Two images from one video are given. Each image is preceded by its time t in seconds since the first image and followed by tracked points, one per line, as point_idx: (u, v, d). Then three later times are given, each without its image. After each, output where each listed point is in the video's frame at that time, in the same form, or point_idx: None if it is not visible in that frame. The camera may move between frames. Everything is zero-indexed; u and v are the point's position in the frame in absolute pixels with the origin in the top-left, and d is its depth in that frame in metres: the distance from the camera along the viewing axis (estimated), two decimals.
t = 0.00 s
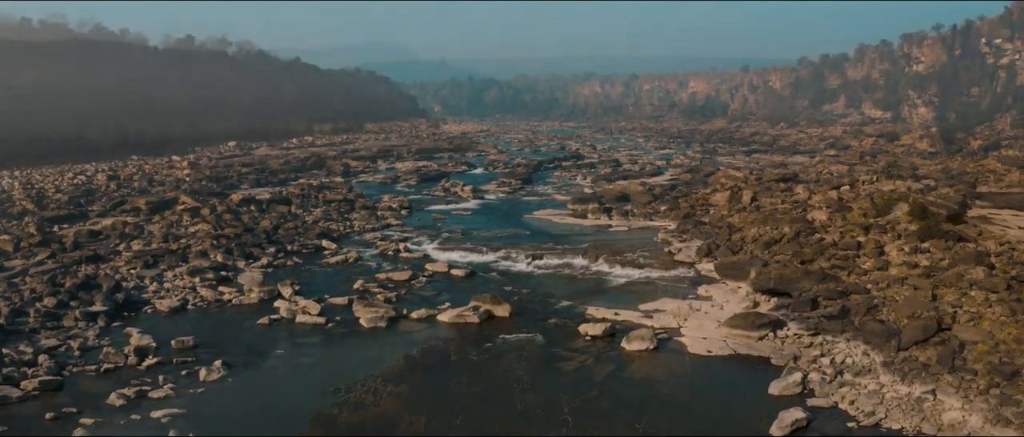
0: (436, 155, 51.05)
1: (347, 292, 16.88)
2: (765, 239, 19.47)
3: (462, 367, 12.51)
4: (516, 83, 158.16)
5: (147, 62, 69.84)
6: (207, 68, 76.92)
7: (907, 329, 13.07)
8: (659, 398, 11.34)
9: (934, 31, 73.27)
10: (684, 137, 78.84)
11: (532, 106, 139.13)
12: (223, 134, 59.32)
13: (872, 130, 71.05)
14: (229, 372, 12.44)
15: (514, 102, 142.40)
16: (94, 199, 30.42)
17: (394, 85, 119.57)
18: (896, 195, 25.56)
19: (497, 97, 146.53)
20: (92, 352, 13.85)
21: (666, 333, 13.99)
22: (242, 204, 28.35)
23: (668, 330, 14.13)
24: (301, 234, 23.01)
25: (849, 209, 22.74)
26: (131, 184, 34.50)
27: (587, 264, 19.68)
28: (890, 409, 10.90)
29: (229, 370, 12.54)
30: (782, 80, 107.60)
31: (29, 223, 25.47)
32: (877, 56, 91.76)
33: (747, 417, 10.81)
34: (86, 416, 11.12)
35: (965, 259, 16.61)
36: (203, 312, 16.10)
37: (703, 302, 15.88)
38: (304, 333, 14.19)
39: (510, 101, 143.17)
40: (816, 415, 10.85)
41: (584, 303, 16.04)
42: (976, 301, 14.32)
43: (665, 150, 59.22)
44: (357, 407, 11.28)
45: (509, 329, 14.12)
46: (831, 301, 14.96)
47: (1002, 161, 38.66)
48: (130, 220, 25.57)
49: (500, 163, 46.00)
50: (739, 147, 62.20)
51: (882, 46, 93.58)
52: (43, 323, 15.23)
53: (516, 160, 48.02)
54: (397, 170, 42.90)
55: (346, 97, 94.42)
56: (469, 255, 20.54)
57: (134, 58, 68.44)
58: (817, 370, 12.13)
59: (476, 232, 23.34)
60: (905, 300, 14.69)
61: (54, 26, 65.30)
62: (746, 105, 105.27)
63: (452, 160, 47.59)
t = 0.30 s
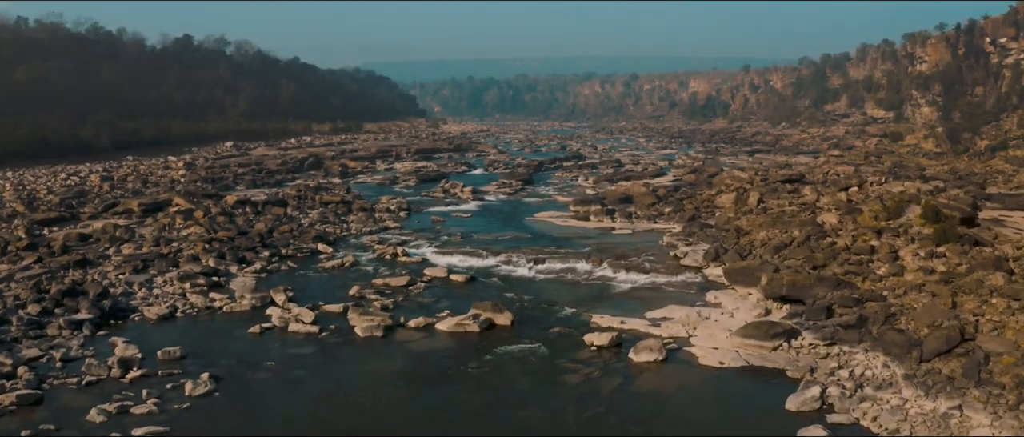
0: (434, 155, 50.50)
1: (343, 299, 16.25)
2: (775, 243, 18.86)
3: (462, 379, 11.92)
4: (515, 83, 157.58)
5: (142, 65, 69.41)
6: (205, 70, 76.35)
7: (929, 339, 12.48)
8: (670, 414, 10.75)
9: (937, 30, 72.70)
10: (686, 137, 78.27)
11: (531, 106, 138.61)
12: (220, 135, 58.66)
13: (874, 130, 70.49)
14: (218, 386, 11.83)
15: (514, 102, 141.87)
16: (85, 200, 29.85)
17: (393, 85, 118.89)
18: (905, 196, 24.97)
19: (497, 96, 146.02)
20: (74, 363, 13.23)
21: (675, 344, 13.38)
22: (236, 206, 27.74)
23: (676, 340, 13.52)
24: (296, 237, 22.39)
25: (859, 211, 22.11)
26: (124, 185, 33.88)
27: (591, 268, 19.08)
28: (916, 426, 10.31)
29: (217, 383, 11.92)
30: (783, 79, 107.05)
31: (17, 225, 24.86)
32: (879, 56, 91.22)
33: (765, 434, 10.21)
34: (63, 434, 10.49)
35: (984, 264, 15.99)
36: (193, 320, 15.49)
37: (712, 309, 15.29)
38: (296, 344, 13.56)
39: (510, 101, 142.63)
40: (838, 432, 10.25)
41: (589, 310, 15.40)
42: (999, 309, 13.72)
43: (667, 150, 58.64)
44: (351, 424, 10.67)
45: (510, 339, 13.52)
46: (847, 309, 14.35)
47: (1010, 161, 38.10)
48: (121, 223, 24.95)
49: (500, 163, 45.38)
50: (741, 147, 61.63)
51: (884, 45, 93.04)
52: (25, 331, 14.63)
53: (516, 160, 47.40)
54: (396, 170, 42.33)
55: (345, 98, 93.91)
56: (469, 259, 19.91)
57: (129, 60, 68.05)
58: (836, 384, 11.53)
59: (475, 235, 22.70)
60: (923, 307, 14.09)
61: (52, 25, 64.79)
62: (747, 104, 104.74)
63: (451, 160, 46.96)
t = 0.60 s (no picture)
0: (434, 156, 49.83)
1: (337, 307, 15.60)
2: (785, 248, 18.23)
3: (461, 395, 11.28)
4: (515, 83, 156.90)
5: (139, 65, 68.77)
6: (203, 69, 75.69)
7: (955, 351, 11.85)
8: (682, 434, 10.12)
9: (941, 29, 72.00)
10: (687, 137, 77.62)
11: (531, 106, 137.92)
12: (216, 134, 57.98)
13: (877, 130, 69.83)
14: (203, 402, 11.18)
15: (514, 102, 141.17)
16: (77, 202, 29.21)
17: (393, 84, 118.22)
18: (917, 198, 24.31)
19: (498, 96, 145.35)
20: (53, 377, 12.58)
21: (686, 355, 12.71)
22: (231, 208, 27.07)
23: (687, 351, 12.88)
24: (291, 240, 21.72)
25: (871, 215, 21.49)
26: (117, 186, 33.20)
27: (595, 273, 18.42)
28: None
29: (202, 399, 11.28)
30: (785, 79, 106.40)
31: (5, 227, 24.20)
32: (881, 55, 90.56)
33: None
34: None
35: (1007, 270, 15.34)
36: (180, 330, 14.84)
37: (723, 318, 14.65)
38: (287, 356, 12.90)
39: (511, 101, 141.94)
40: None
41: (594, 319, 14.76)
42: None
43: (669, 150, 57.97)
44: None
45: (513, 350, 12.87)
46: (864, 319, 13.76)
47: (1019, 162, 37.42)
48: (112, 226, 24.30)
49: (500, 164, 44.62)
50: (744, 148, 60.95)
51: (886, 45, 92.36)
52: (5, 342, 13.98)
53: (517, 161, 46.71)
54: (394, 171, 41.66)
55: (344, 98, 93.26)
56: (469, 264, 19.24)
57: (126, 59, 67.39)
58: (858, 400, 10.89)
59: (475, 238, 22.01)
60: (945, 317, 13.44)
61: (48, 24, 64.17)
62: (749, 104, 104.10)
63: (451, 161, 46.28)
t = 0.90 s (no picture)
0: (433, 157, 49.08)
1: (330, 317, 14.81)
2: (799, 255, 17.45)
3: (462, 416, 10.52)
4: (515, 83, 156.11)
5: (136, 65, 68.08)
6: (200, 69, 74.91)
7: (988, 367, 11.11)
8: None
9: (946, 29, 71.17)
10: (689, 137, 76.83)
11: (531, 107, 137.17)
12: (213, 134, 57.22)
13: (882, 130, 69.04)
14: (183, 425, 10.38)
15: (514, 103, 140.40)
16: (66, 205, 28.42)
17: (392, 84, 117.41)
18: (931, 201, 23.51)
19: (498, 96, 144.64)
20: (26, 394, 11.80)
21: (701, 371, 11.92)
22: (223, 211, 26.28)
23: (700, 368, 12.11)
24: (285, 245, 20.93)
25: (886, 219, 20.72)
26: (108, 188, 32.41)
27: (603, 280, 17.62)
28: None
29: (182, 421, 10.49)
30: (786, 79, 105.57)
31: None
32: (884, 54, 89.73)
33: None
34: None
35: None
36: (164, 343, 14.07)
37: (738, 329, 13.87)
38: (276, 372, 12.13)
39: (511, 101, 141.15)
40: None
41: (601, 330, 13.97)
42: None
43: (671, 151, 57.17)
44: None
45: (516, 366, 12.09)
46: (889, 331, 12.99)
47: None
48: (100, 230, 23.52)
49: (501, 165, 43.79)
50: (747, 148, 60.13)
51: (889, 44, 91.50)
52: None
53: (517, 162, 45.90)
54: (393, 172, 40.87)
55: (343, 98, 92.50)
56: (469, 270, 18.44)
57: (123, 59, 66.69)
58: (889, 425, 10.13)
59: (475, 243, 21.21)
60: (974, 330, 12.68)
61: (42, 23, 63.33)
62: (750, 104, 103.27)
63: (451, 162, 45.50)
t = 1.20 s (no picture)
0: (432, 158, 48.34)
1: (323, 328, 14.10)
2: (814, 261, 16.72)
3: None
4: (515, 83, 155.41)
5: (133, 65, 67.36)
6: (198, 69, 74.19)
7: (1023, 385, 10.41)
8: None
9: (950, 28, 70.41)
10: (691, 138, 76.05)
11: (531, 107, 136.37)
12: (210, 134, 56.51)
13: (886, 130, 68.28)
14: None
15: (514, 103, 139.66)
16: (56, 208, 27.68)
17: (392, 84, 116.63)
18: (945, 205, 22.80)
19: (498, 96, 143.92)
20: None
21: (715, 389, 11.22)
22: (217, 214, 25.54)
23: (715, 384, 11.41)
24: (279, 250, 20.20)
25: (901, 223, 20.00)
26: (99, 190, 31.66)
27: (608, 288, 16.89)
28: None
29: None
30: (788, 79, 104.82)
31: None
32: (887, 54, 88.99)
33: None
34: None
35: None
36: (148, 356, 13.36)
37: (753, 341, 13.17)
38: (264, 389, 11.42)
39: (511, 101, 140.35)
40: None
41: (608, 342, 13.27)
42: None
43: (673, 152, 56.43)
44: None
45: (519, 383, 11.39)
46: (913, 345, 12.33)
47: None
48: (88, 234, 22.79)
49: (501, 166, 43.03)
50: (751, 149, 59.38)
51: (892, 44, 90.73)
52: None
53: (518, 163, 45.16)
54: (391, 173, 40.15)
55: (342, 98, 91.74)
56: (469, 278, 17.68)
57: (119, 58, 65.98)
58: None
59: (475, 247, 20.46)
60: (1003, 344, 11.97)
61: (38, 22, 62.51)
62: (752, 104, 102.52)
63: (450, 163, 44.76)
